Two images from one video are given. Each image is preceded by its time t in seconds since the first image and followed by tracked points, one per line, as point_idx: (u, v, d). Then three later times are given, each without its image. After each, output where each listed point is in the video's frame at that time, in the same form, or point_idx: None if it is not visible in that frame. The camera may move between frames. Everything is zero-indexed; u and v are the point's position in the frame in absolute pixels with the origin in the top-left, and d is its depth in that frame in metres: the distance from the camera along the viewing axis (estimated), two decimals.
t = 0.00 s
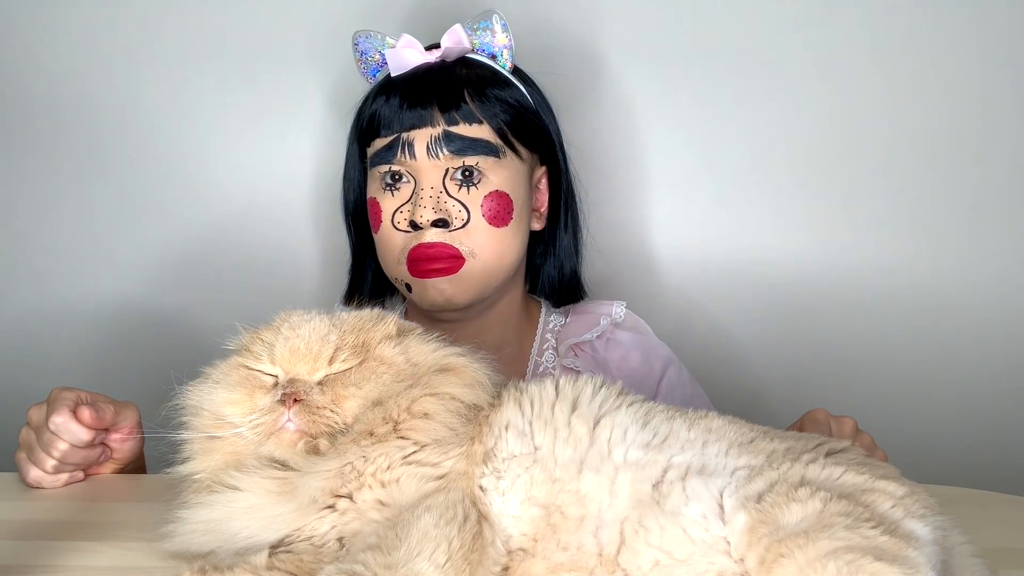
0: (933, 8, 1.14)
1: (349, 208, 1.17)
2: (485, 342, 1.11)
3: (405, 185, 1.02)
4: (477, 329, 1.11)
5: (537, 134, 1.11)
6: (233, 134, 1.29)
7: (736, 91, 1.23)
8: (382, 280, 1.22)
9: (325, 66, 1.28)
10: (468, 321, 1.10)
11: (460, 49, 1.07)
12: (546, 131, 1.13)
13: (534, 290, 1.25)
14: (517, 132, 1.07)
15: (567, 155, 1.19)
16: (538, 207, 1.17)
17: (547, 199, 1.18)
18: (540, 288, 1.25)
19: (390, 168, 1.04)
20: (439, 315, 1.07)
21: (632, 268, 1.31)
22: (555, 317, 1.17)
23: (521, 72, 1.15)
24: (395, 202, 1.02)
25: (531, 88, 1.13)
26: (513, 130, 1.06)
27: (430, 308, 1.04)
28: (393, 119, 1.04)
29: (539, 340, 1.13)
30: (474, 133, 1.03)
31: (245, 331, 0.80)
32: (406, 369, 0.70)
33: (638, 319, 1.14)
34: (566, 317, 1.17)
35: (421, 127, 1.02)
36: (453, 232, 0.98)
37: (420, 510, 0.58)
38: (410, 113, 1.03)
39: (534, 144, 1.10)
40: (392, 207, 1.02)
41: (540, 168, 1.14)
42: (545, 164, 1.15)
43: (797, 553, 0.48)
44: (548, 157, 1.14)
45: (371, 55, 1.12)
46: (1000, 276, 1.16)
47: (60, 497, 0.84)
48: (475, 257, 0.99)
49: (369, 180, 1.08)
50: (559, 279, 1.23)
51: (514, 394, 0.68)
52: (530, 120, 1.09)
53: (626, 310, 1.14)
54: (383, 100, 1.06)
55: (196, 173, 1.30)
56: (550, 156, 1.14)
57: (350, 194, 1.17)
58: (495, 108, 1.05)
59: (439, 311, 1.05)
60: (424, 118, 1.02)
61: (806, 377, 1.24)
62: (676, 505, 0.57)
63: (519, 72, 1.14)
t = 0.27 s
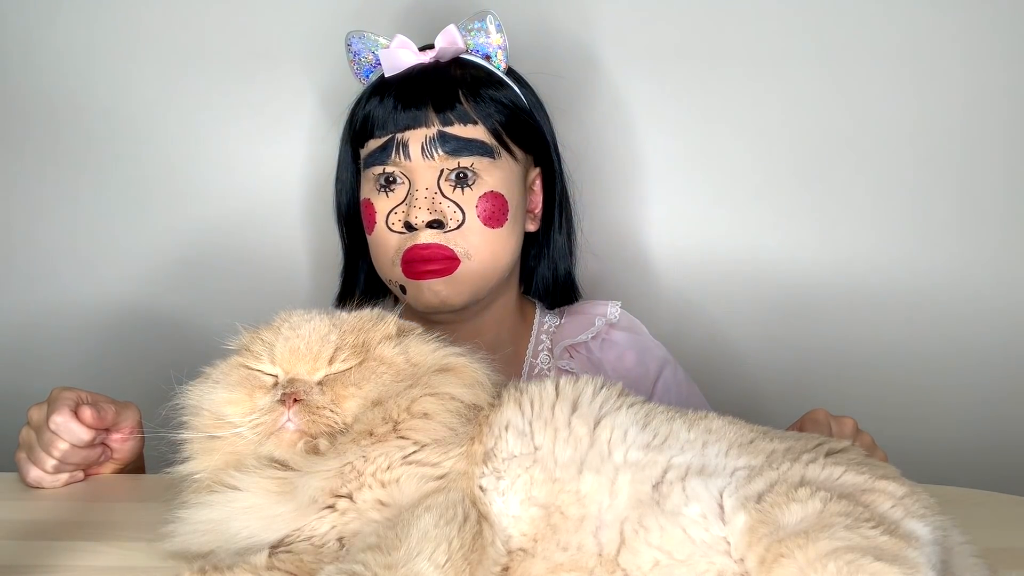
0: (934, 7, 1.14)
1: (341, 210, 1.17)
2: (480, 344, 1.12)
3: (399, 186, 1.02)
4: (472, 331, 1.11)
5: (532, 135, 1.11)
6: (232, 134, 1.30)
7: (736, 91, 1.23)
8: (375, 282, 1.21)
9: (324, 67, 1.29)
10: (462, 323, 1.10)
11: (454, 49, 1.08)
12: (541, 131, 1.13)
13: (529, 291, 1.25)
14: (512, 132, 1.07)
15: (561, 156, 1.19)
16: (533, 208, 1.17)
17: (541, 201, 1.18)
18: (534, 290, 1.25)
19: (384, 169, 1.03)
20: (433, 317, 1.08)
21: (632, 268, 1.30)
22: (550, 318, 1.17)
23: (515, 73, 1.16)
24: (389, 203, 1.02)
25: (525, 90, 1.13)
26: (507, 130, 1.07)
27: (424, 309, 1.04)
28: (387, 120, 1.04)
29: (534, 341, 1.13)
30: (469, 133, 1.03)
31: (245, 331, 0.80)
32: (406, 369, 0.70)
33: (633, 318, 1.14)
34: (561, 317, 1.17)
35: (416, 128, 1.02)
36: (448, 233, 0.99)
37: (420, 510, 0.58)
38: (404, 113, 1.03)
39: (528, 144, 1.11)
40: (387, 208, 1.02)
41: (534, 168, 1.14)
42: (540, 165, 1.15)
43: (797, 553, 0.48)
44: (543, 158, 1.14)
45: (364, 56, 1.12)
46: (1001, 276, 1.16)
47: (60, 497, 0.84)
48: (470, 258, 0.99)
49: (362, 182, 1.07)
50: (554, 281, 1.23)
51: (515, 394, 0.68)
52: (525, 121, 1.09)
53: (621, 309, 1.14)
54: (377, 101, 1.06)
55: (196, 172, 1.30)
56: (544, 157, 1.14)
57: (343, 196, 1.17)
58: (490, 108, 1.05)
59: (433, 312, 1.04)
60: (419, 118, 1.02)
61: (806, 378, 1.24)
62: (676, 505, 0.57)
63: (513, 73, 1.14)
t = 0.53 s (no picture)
0: (934, 7, 1.14)
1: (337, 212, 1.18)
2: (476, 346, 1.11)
3: (395, 187, 1.01)
4: (468, 333, 1.10)
5: (528, 135, 1.11)
6: (232, 134, 1.30)
7: (736, 91, 1.23)
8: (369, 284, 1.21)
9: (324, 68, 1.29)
10: (458, 326, 1.10)
11: (450, 49, 1.07)
12: (536, 132, 1.13)
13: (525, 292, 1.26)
14: (508, 133, 1.07)
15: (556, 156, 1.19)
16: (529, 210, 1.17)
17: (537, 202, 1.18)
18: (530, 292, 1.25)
19: (379, 170, 1.03)
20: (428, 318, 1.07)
21: (632, 268, 1.30)
22: (545, 321, 1.17)
23: (510, 73, 1.16)
24: (384, 204, 1.01)
25: (521, 90, 1.13)
26: (503, 130, 1.07)
27: (420, 311, 1.03)
28: (383, 120, 1.04)
29: (530, 342, 1.13)
30: (464, 134, 1.03)
31: (245, 331, 0.80)
32: (406, 369, 0.70)
33: (629, 318, 1.14)
34: (557, 319, 1.17)
35: (411, 128, 1.02)
36: (444, 234, 0.98)
37: (420, 510, 0.58)
38: (400, 114, 1.03)
39: (524, 145, 1.11)
40: (382, 209, 1.01)
41: (530, 169, 1.15)
42: (535, 166, 1.15)
43: (797, 553, 0.48)
44: (539, 158, 1.15)
45: (359, 57, 1.13)
46: (1001, 276, 1.16)
47: (60, 497, 0.84)
48: (466, 259, 0.99)
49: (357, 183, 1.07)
50: (550, 282, 1.23)
51: (515, 395, 0.68)
52: (520, 121, 1.10)
53: (617, 309, 1.14)
54: (373, 102, 1.06)
55: (196, 172, 1.30)
56: (540, 157, 1.15)
57: (338, 198, 1.17)
58: (486, 109, 1.05)
59: (429, 314, 1.04)
60: (415, 119, 1.02)
61: (807, 378, 1.24)
62: (676, 506, 0.57)
63: (508, 73, 1.14)
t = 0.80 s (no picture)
0: (934, 7, 1.14)
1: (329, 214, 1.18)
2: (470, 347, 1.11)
3: (389, 187, 1.02)
4: (463, 334, 1.11)
5: (522, 134, 1.11)
6: (232, 134, 1.30)
7: (737, 91, 1.23)
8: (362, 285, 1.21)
9: (324, 69, 1.29)
10: (452, 326, 1.10)
11: (442, 49, 1.07)
12: (530, 131, 1.13)
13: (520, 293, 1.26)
14: (502, 132, 1.07)
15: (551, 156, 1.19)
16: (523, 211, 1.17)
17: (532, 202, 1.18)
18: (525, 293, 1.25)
19: (373, 170, 1.03)
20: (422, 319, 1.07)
21: (631, 268, 1.30)
22: (542, 321, 1.17)
23: (504, 73, 1.16)
24: (378, 204, 1.02)
25: (514, 90, 1.14)
26: (497, 130, 1.07)
27: (414, 311, 1.03)
28: (376, 120, 1.04)
29: (527, 343, 1.13)
30: (458, 133, 1.02)
31: (245, 331, 0.80)
32: (406, 369, 0.70)
33: (625, 320, 1.14)
34: (554, 320, 1.16)
35: (405, 127, 1.02)
36: (439, 233, 0.98)
37: (420, 509, 0.58)
38: (393, 114, 1.03)
39: (518, 144, 1.11)
40: (376, 210, 1.02)
41: (524, 170, 1.15)
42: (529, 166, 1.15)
43: (797, 553, 0.48)
44: (533, 158, 1.15)
45: (351, 57, 1.12)
46: (1002, 276, 1.16)
47: (60, 497, 0.83)
48: (461, 258, 0.99)
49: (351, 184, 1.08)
50: (545, 282, 1.23)
51: (514, 395, 0.69)
52: (513, 120, 1.10)
53: (614, 310, 1.14)
54: (365, 103, 1.06)
55: (196, 172, 1.30)
56: (534, 156, 1.15)
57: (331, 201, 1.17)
58: (479, 108, 1.05)
59: (423, 314, 1.04)
60: (408, 119, 1.02)
61: (806, 378, 1.24)
62: (676, 506, 0.57)
63: (501, 73, 1.14)
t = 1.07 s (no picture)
0: (934, 7, 1.14)
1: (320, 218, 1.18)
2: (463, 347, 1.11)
3: (375, 188, 1.02)
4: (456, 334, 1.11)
5: (508, 132, 1.11)
6: (233, 134, 1.30)
7: (736, 91, 1.23)
8: (355, 288, 1.21)
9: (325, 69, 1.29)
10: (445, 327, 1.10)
11: (426, 49, 1.08)
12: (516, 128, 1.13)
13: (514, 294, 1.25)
14: (487, 129, 1.07)
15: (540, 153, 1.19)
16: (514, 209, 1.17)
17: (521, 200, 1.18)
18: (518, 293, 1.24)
19: (359, 172, 1.03)
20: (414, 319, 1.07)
21: (630, 268, 1.30)
22: (537, 321, 1.17)
23: (488, 71, 1.16)
24: (366, 205, 1.02)
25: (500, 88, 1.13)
26: (484, 128, 1.07)
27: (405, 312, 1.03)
28: (360, 122, 1.04)
29: (523, 344, 1.13)
30: (441, 131, 1.02)
31: (245, 331, 0.80)
32: (406, 368, 0.70)
33: (621, 318, 1.14)
34: (549, 320, 1.17)
35: (389, 127, 1.02)
36: (426, 233, 0.98)
37: (420, 510, 0.58)
38: (377, 115, 1.03)
39: (504, 141, 1.11)
40: (364, 211, 1.02)
41: (513, 168, 1.15)
42: (518, 163, 1.15)
43: (797, 553, 0.48)
44: (521, 155, 1.14)
45: (336, 62, 1.13)
46: (1002, 276, 1.16)
47: (60, 497, 0.83)
48: (449, 257, 0.99)
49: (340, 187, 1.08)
50: (537, 279, 1.23)
51: (514, 395, 0.69)
52: (499, 117, 1.10)
53: (609, 310, 1.14)
54: (349, 104, 1.06)
55: (195, 172, 1.30)
56: (522, 154, 1.14)
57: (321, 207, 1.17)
58: (464, 107, 1.05)
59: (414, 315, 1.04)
60: (392, 119, 1.02)
61: (807, 378, 1.24)
62: (676, 506, 0.57)
63: (486, 72, 1.14)
